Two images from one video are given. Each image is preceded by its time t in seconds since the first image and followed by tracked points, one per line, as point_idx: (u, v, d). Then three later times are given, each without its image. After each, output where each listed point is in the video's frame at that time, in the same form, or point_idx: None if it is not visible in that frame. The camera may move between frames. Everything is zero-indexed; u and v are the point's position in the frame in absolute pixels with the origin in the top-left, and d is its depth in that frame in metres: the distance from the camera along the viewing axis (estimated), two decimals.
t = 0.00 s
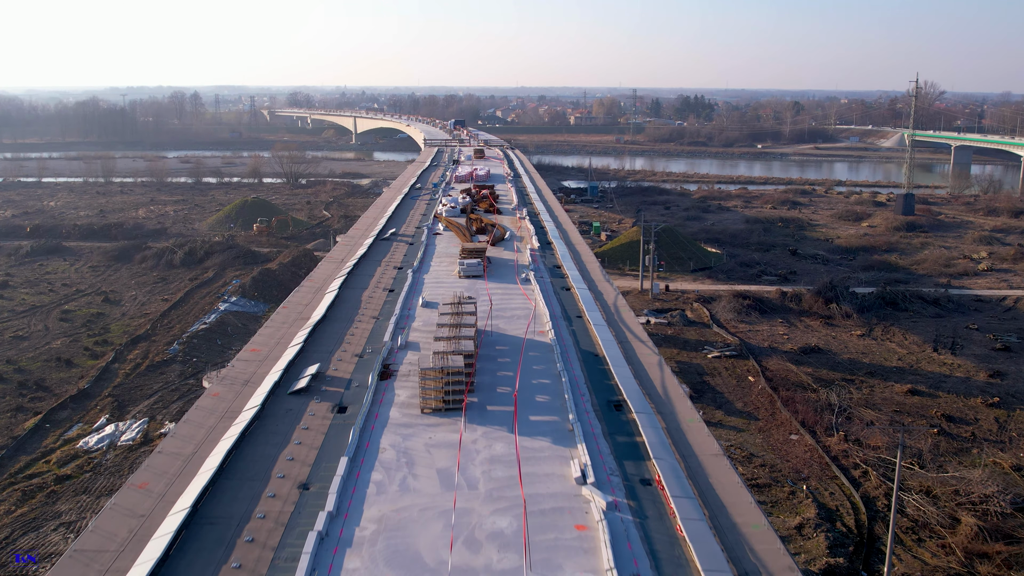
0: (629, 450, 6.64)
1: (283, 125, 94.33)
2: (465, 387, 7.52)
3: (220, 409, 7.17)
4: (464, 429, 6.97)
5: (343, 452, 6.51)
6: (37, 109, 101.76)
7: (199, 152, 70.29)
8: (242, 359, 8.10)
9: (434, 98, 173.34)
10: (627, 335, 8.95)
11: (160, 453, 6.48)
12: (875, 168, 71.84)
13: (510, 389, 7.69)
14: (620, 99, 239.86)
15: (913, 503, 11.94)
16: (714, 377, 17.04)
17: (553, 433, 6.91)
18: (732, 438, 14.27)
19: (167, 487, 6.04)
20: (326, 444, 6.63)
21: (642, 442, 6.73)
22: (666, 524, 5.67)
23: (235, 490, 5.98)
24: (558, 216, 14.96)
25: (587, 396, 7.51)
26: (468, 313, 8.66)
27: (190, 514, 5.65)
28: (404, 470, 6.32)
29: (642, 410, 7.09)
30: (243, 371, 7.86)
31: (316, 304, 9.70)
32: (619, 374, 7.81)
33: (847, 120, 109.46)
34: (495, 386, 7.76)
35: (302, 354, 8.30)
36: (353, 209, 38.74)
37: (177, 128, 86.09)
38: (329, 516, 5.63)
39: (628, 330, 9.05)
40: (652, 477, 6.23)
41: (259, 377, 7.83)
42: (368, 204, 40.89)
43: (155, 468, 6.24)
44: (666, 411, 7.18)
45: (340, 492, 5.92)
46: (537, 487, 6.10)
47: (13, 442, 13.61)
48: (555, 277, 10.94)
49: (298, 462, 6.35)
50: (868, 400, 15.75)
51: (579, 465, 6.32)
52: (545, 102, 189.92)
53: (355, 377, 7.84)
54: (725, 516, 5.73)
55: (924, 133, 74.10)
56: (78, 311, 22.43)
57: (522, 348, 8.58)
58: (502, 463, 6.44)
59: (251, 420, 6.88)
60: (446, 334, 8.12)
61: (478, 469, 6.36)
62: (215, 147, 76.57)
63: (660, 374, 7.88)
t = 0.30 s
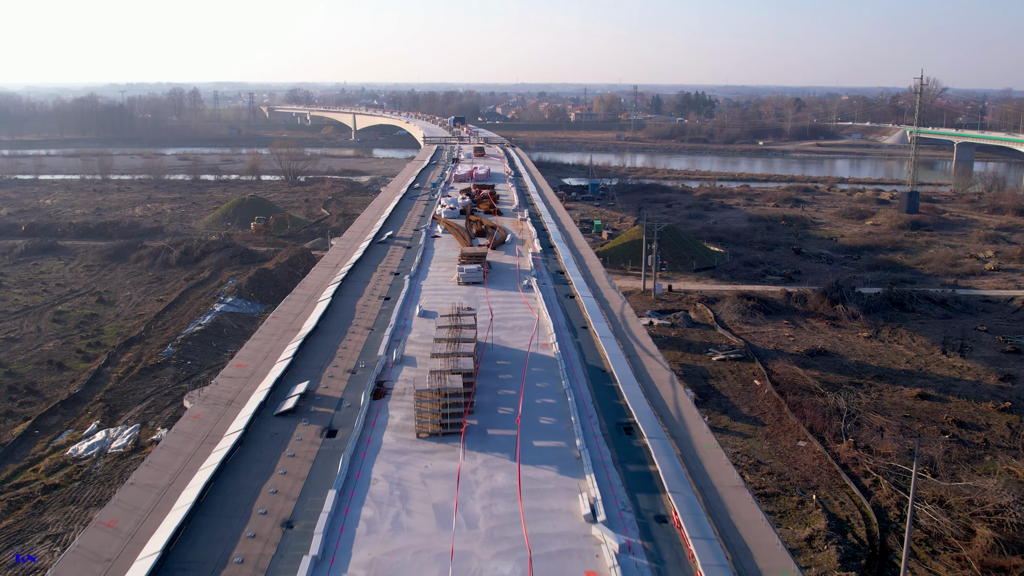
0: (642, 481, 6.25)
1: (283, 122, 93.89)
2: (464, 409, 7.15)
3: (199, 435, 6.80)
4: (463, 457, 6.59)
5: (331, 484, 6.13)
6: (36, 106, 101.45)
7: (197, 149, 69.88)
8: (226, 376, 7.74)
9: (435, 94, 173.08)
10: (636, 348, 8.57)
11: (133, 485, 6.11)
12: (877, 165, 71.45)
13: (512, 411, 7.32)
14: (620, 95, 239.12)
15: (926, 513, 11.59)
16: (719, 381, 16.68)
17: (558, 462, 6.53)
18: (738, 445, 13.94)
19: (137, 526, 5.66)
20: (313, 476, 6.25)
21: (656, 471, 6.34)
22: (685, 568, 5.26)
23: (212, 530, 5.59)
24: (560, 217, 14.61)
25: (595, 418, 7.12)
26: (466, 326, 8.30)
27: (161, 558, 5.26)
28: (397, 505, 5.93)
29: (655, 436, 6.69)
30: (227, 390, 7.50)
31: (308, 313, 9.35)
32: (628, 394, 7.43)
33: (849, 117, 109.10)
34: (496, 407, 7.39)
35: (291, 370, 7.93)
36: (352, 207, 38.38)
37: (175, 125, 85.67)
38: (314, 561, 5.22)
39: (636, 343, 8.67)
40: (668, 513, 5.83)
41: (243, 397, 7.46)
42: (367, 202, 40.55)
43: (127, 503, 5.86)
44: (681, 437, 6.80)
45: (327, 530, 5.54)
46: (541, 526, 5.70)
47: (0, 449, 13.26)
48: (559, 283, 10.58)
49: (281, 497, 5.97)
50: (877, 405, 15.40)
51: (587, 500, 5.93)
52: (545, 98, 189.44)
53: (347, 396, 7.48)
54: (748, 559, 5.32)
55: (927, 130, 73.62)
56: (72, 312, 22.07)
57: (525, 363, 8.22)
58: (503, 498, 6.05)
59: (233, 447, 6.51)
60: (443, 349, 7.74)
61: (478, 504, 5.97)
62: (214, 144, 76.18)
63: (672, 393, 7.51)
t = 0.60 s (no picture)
0: (655, 517, 5.80)
1: (282, 119, 93.52)
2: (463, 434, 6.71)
3: (177, 462, 6.39)
4: (462, 489, 6.13)
5: (318, 522, 5.66)
6: (34, 103, 101.22)
7: (196, 147, 69.49)
8: (209, 397, 7.36)
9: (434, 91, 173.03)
10: (645, 365, 8.19)
11: (101, 523, 5.68)
12: (879, 163, 71.11)
13: (514, 435, 6.90)
14: (622, 92, 238.62)
15: (939, 525, 11.24)
16: (724, 385, 16.32)
17: (565, 494, 6.07)
18: (745, 452, 13.58)
19: (103, 569, 5.19)
20: (297, 513, 5.80)
21: (672, 507, 5.88)
22: None
23: None
24: (563, 219, 14.26)
25: (603, 444, 6.72)
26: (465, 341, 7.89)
27: None
28: (389, 547, 5.43)
29: (670, 468, 6.26)
30: (209, 412, 7.10)
31: (299, 324, 8.98)
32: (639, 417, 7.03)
33: (850, 114, 108.72)
34: (497, 430, 6.98)
35: (278, 389, 7.56)
36: (351, 205, 38.00)
37: (173, 122, 85.26)
38: None
39: (646, 359, 8.29)
40: (687, 555, 5.36)
41: (225, 420, 7.08)
42: (365, 200, 40.18)
43: (94, 544, 5.41)
44: (698, 469, 6.35)
45: (312, 569, 5.13)
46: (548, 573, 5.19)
47: None
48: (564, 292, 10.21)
49: (263, 538, 5.52)
50: (886, 411, 15.05)
51: (597, 541, 5.45)
52: (545, 94, 189.35)
53: (337, 418, 7.10)
54: None
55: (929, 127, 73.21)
56: (65, 313, 21.69)
57: (529, 381, 7.84)
58: (506, 538, 5.55)
59: (212, 477, 6.10)
60: (441, 368, 7.33)
61: (478, 546, 5.46)
62: (212, 141, 75.82)
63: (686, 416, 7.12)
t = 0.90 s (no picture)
0: (673, 559, 5.32)
1: (281, 116, 93.09)
2: (462, 465, 6.24)
3: (150, 497, 5.95)
4: (460, 527, 5.65)
5: (302, 567, 5.19)
6: (31, 99, 100.78)
7: (194, 144, 69.11)
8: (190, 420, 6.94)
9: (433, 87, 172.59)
10: (656, 383, 7.78)
11: (65, 567, 5.21)
12: (881, 159, 70.75)
13: (517, 463, 6.46)
14: (623, 88, 238.02)
15: (953, 537, 10.89)
16: (729, 390, 15.96)
17: (573, 533, 5.61)
18: (752, 459, 13.25)
19: None
20: (280, 554, 5.35)
21: (691, 548, 5.40)
22: None
23: None
24: (566, 222, 13.91)
25: (614, 473, 6.28)
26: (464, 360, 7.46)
27: None
28: None
29: (688, 502, 5.80)
30: (189, 437, 6.67)
31: (289, 337, 8.61)
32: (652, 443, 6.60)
33: (851, 110, 108.32)
34: (498, 458, 6.54)
35: (264, 410, 7.14)
36: (349, 203, 37.65)
37: (172, 119, 84.86)
38: None
39: (657, 377, 7.88)
40: None
41: (206, 446, 6.64)
42: (364, 197, 39.85)
43: None
44: (717, 503, 5.89)
45: None
46: None
47: None
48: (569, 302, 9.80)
49: None
50: (895, 417, 14.70)
51: None
52: (545, 90, 188.90)
53: (326, 445, 6.66)
54: None
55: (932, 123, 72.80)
56: (58, 315, 21.32)
57: (532, 401, 7.44)
58: None
59: (189, 514, 5.65)
60: (438, 391, 6.87)
61: None
62: (210, 138, 75.46)
63: (702, 441, 6.68)
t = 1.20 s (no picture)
0: None
1: (280, 113, 92.69)
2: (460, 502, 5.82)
3: (121, 537, 5.52)
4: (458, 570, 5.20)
5: None
6: (29, 95, 100.29)
7: (192, 140, 68.70)
8: (168, 448, 6.52)
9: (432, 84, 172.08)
10: (668, 405, 7.39)
11: None
12: (882, 156, 70.39)
13: (520, 497, 6.04)
14: (623, 84, 237.24)
15: (968, 549, 10.56)
16: (735, 395, 15.62)
17: None
18: (760, 468, 12.92)
19: None
20: None
21: None
22: None
23: None
24: (569, 224, 13.57)
25: (626, 509, 5.85)
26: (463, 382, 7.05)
27: None
28: None
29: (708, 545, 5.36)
30: (165, 468, 6.26)
31: (278, 352, 8.26)
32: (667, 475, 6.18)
33: (853, 107, 107.92)
34: (499, 491, 6.11)
35: (248, 436, 6.73)
36: (348, 201, 37.29)
37: (170, 115, 84.43)
38: None
39: (668, 397, 7.49)
40: None
41: (183, 478, 6.22)
42: (363, 195, 39.48)
43: None
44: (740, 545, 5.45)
45: None
46: None
47: None
48: (574, 313, 9.42)
49: None
50: (905, 423, 14.36)
51: None
52: (545, 87, 188.44)
53: (314, 476, 6.23)
54: None
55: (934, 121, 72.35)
56: (51, 316, 20.98)
57: (537, 425, 7.05)
58: None
59: (160, 558, 5.21)
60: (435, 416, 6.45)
61: None
62: (208, 135, 75.04)
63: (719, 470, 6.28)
